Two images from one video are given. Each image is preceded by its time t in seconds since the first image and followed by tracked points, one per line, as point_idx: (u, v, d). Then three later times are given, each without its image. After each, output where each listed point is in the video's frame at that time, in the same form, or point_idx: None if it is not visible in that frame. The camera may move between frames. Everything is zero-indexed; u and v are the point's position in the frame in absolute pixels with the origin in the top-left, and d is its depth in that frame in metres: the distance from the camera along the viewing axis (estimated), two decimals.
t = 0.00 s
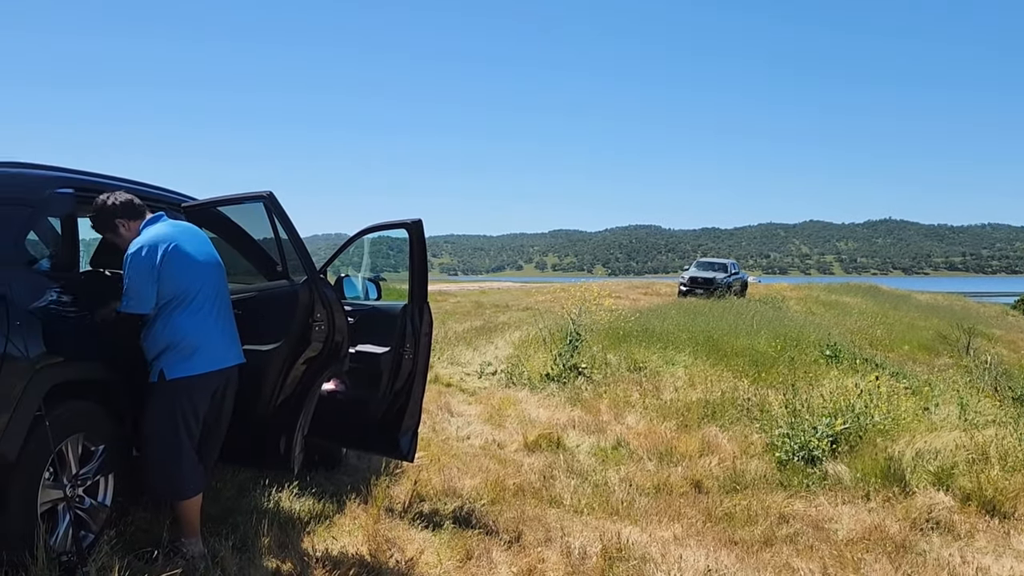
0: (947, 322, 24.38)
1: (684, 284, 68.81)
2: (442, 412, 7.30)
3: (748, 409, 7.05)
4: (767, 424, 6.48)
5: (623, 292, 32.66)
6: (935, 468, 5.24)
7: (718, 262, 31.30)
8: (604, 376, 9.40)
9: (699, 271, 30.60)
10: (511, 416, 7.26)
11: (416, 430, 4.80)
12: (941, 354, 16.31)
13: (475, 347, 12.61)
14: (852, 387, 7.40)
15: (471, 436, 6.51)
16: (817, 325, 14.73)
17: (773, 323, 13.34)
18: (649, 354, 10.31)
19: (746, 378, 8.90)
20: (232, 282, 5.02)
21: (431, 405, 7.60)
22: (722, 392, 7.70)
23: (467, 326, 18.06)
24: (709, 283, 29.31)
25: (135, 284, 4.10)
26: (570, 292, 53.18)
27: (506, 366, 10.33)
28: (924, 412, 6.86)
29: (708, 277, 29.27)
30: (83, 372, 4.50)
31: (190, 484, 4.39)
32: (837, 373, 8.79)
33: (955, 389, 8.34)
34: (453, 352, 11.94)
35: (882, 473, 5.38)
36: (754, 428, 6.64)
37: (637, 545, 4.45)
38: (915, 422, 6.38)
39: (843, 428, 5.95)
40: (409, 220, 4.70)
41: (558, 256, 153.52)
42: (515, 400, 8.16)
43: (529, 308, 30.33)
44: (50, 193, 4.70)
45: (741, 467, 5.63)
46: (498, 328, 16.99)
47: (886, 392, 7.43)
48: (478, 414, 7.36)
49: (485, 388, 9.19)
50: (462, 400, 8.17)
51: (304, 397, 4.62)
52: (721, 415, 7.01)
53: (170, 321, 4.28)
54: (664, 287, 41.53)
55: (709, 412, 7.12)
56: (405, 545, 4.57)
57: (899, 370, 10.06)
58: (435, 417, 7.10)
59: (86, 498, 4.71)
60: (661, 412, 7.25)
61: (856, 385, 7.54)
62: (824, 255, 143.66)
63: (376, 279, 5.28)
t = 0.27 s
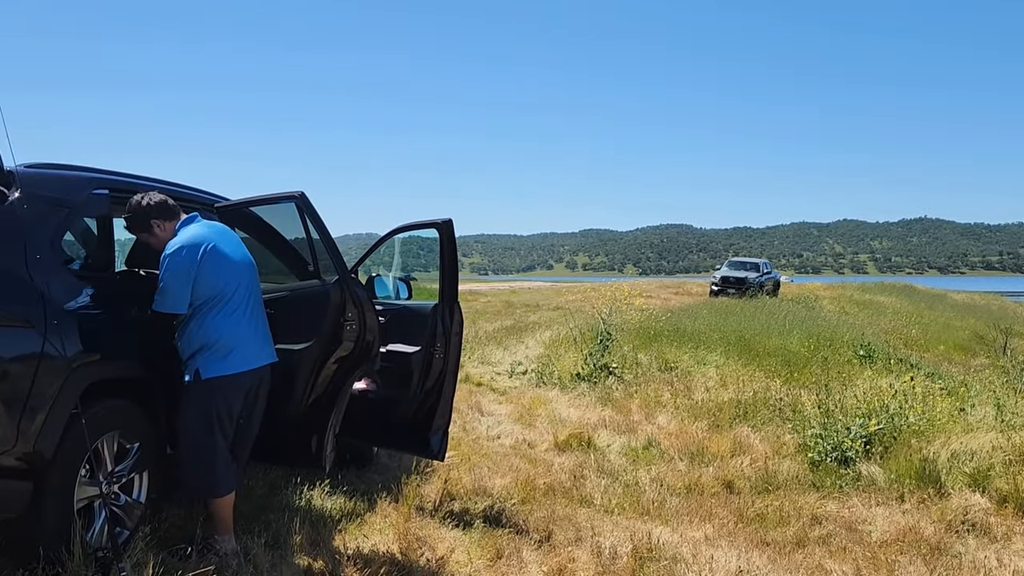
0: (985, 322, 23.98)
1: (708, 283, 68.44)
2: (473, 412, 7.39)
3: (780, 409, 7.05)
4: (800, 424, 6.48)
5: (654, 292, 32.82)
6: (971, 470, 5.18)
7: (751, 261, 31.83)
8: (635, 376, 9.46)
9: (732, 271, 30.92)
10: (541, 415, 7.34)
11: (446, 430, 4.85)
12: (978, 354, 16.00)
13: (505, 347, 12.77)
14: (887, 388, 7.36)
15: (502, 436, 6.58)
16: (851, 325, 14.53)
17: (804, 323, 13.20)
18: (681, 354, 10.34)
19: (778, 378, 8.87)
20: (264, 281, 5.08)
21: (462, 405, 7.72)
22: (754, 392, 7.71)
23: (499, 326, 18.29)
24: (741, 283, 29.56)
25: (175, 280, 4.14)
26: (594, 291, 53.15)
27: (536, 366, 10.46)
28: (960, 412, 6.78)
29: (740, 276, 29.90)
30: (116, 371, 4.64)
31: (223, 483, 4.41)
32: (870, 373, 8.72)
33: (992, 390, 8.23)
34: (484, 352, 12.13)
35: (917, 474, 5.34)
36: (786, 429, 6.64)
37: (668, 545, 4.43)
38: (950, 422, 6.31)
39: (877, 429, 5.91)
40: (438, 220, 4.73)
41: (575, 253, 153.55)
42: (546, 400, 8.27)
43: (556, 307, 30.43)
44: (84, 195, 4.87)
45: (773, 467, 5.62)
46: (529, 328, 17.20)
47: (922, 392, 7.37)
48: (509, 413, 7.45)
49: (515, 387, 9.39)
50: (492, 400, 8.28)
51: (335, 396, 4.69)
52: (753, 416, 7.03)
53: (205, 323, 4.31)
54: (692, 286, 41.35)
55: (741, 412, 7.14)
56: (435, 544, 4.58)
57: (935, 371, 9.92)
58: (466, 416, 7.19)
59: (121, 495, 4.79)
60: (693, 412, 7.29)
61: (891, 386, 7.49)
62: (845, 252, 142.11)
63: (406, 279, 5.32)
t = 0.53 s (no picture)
0: None
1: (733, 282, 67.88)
2: (505, 412, 7.47)
3: (815, 411, 7.01)
4: (835, 425, 6.45)
5: (687, 292, 32.88)
6: (1011, 473, 5.09)
7: (786, 261, 32.24)
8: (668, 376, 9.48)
9: (767, 272, 31.05)
10: (574, 415, 7.41)
11: (478, 429, 4.87)
12: (1019, 357, 15.59)
13: (538, 347, 12.93)
14: (926, 390, 7.28)
15: (534, 435, 6.63)
16: (887, 326, 14.24)
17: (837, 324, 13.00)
18: (715, 355, 10.34)
19: (813, 378, 8.81)
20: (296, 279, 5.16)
21: (494, 405, 7.83)
22: (789, 392, 7.72)
23: (534, 327, 18.49)
24: (776, 284, 29.90)
25: (208, 280, 4.19)
26: (619, 290, 53.00)
27: (569, 365, 10.59)
28: (1001, 414, 6.67)
29: (776, 275, 30.42)
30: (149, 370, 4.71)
31: (254, 482, 4.46)
32: (908, 374, 8.61)
33: None
34: (517, 351, 12.29)
35: (955, 477, 5.27)
36: (822, 429, 6.61)
37: (699, 547, 4.40)
38: (990, 424, 6.20)
39: (914, 430, 5.84)
40: (468, 219, 4.76)
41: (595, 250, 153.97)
42: (579, 399, 8.34)
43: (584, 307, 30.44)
44: (120, 195, 5.00)
45: (807, 468, 5.60)
46: (563, 329, 17.37)
47: (961, 394, 7.26)
48: (541, 413, 7.54)
49: (547, 387, 9.52)
50: (525, 399, 8.38)
51: (367, 394, 4.74)
52: (787, 416, 7.03)
53: (237, 319, 4.37)
54: (723, 286, 41.07)
55: (775, 414, 7.11)
56: (466, 544, 4.59)
57: (976, 372, 9.73)
58: (498, 416, 7.28)
59: (155, 492, 4.83)
60: (726, 412, 7.34)
61: (930, 387, 7.41)
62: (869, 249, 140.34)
63: (437, 279, 5.33)
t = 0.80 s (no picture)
0: None
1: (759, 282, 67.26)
2: (541, 413, 7.51)
3: (856, 414, 6.95)
4: (877, 428, 6.39)
5: (723, 292, 32.90)
6: None
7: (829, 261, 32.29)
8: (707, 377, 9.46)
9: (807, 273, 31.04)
10: (610, 416, 7.44)
11: (512, 430, 4.89)
12: None
13: (575, 348, 13.03)
14: (971, 393, 7.16)
15: (570, 436, 6.65)
16: (927, 327, 13.97)
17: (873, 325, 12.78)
18: (755, 355, 10.33)
19: (853, 380, 8.71)
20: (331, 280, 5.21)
21: (531, 406, 7.89)
22: (829, 395, 7.69)
23: (570, 328, 18.67)
24: (817, 284, 30.21)
25: (234, 283, 4.22)
26: (646, 290, 52.78)
27: (606, 367, 10.67)
28: None
29: (818, 274, 30.52)
30: (185, 370, 4.76)
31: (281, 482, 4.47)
32: (952, 376, 8.46)
33: None
34: (554, 353, 12.45)
35: (999, 482, 5.18)
36: (862, 432, 6.56)
37: (736, 550, 4.33)
38: None
39: (958, 434, 5.74)
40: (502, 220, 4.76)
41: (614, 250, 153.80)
42: (615, 400, 8.37)
43: (614, 308, 30.45)
44: (157, 197, 5.05)
45: (848, 472, 5.56)
46: (599, 330, 17.52)
47: (1009, 396, 7.12)
48: (577, 414, 7.59)
49: (585, 387, 9.62)
50: (561, 400, 8.44)
51: (400, 395, 4.72)
52: (828, 418, 6.99)
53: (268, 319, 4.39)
54: (755, 287, 40.73)
55: (815, 416, 7.07)
56: (500, 545, 4.56)
57: None
58: (534, 417, 7.34)
59: (190, 492, 4.86)
60: (764, 414, 7.37)
61: (975, 390, 7.28)
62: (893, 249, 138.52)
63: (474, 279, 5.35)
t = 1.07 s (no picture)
0: None
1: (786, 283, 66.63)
2: (578, 415, 7.55)
3: (898, 416, 6.90)
4: (920, 431, 6.31)
5: (762, 292, 32.85)
6: None
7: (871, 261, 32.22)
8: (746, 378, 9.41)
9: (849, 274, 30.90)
10: (648, 418, 7.46)
11: (546, 432, 4.98)
12: None
13: (615, 350, 13.12)
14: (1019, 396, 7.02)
15: (607, 438, 6.66)
16: (971, 328, 13.66)
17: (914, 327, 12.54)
18: (796, 357, 10.28)
19: (895, 382, 8.59)
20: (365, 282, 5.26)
21: (567, 407, 7.95)
22: (871, 398, 7.62)
23: (608, 329, 18.80)
24: (860, 284, 30.17)
25: (260, 281, 4.39)
26: (674, 291, 52.59)
27: (644, 368, 10.70)
28: None
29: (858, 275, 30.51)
30: (221, 370, 4.80)
31: (314, 480, 4.49)
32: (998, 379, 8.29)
33: None
34: (591, 355, 12.58)
35: None
36: (905, 435, 6.49)
37: (774, 555, 4.26)
38: None
39: (1004, 438, 5.64)
40: (537, 221, 4.82)
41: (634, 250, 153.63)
42: (653, 402, 8.39)
43: (646, 309, 30.46)
44: (194, 198, 5.07)
45: (890, 476, 5.50)
46: (636, 332, 17.63)
47: None
48: (614, 416, 7.63)
49: (623, 388, 9.67)
50: (598, 401, 8.49)
51: (434, 395, 4.75)
52: (870, 421, 6.94)
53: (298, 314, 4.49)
54: (788, 287, 40.40)
55: (856, 418, 7.04)
56: (534, 547, 4.53)
57: None
58: (570, 418, 7.38)
59: (226, 491, 4.89)
60: (804, 417, 7.35)
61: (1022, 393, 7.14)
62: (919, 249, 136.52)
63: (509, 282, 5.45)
